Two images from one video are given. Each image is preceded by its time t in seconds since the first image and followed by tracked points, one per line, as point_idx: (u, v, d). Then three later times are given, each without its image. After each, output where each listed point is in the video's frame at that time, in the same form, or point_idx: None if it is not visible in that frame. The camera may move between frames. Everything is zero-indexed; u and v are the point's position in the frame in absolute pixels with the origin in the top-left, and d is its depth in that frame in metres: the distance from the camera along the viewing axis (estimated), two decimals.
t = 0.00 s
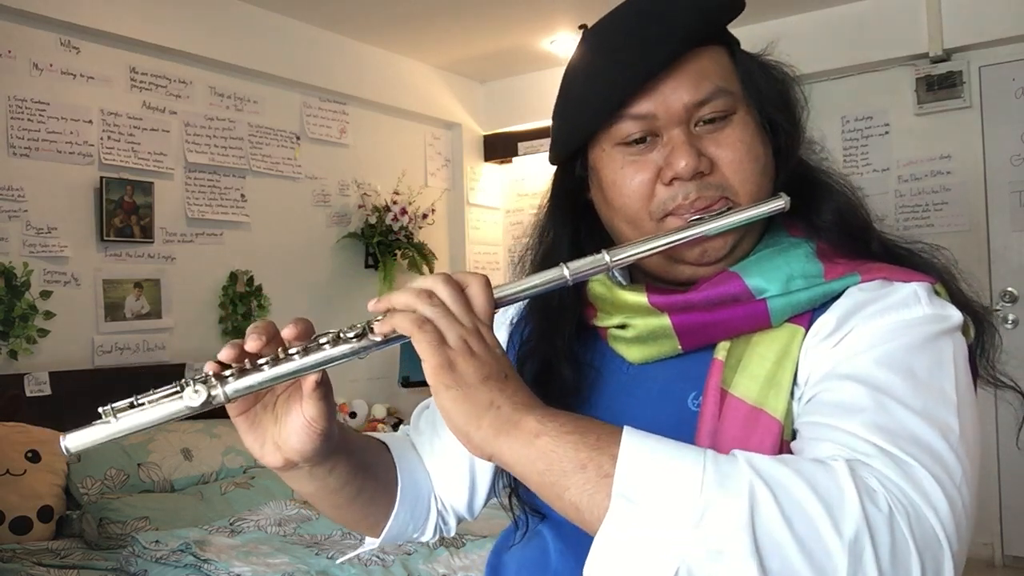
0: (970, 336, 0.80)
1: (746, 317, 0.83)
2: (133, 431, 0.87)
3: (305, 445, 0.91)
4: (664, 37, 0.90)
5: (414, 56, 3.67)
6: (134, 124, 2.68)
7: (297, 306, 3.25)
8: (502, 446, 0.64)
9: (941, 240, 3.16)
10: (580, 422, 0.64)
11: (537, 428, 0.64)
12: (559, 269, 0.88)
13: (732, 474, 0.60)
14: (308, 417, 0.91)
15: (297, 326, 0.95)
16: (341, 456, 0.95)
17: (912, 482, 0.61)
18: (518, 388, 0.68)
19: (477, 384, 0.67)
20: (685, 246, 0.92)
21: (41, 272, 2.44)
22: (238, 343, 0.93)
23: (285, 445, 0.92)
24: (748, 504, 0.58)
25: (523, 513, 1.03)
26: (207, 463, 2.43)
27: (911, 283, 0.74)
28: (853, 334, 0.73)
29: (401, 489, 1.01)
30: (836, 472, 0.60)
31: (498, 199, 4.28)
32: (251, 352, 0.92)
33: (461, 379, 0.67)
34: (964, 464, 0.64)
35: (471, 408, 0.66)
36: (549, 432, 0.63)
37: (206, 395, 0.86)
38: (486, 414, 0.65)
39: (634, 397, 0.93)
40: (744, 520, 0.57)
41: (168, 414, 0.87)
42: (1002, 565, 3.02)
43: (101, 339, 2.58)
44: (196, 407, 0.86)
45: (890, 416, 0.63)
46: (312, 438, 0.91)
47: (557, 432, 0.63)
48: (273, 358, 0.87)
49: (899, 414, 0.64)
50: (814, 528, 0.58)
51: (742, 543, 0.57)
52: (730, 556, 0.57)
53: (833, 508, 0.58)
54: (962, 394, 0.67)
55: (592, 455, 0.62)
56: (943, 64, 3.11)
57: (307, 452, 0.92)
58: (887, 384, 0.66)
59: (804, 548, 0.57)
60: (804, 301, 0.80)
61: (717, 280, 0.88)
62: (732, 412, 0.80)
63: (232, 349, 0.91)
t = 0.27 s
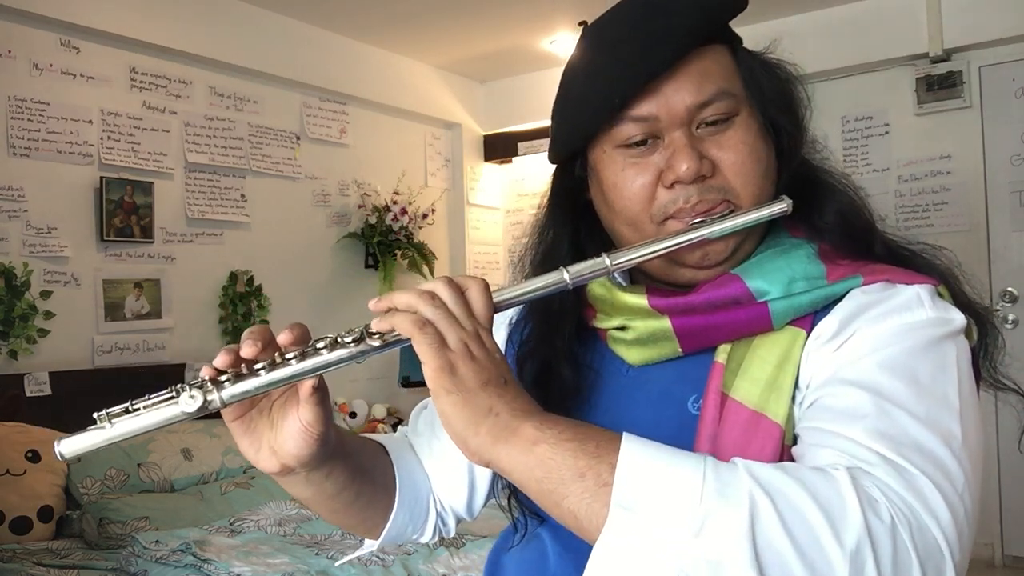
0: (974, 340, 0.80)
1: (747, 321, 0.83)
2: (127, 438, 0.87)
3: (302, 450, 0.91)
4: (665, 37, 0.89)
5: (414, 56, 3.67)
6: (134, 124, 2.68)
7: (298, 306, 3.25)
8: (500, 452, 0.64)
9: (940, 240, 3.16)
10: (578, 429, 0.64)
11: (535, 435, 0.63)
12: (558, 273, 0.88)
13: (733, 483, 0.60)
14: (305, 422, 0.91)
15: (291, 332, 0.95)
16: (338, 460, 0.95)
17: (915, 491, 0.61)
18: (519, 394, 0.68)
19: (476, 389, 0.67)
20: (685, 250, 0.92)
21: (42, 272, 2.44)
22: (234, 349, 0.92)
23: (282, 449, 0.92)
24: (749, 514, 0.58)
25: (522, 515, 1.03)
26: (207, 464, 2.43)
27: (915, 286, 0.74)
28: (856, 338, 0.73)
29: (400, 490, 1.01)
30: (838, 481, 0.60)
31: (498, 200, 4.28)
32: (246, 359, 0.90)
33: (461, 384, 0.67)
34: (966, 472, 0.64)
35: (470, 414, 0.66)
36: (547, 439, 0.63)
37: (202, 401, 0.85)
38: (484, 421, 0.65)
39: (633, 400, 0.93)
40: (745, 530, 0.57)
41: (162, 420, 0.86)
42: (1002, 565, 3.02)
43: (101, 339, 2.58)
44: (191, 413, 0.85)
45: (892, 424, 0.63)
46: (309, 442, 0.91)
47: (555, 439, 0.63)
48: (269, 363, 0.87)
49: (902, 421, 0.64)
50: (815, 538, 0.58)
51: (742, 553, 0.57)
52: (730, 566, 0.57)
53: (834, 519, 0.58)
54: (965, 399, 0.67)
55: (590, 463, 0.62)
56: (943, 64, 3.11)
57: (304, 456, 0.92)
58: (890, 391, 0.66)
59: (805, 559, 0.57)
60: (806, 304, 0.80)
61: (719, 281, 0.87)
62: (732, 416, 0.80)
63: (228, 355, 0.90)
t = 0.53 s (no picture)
0: (974, 341, 0.80)
1: (747, 323, 0.83)
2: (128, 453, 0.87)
3: (303, 461, 0.91)
4: (662, 42, 0.89)
5: (414, 56, 3.67)
6: (134, 124, 2.68)
7: (298, 306, 3.25)
8: (497, 465, 0.63)
9: (941, 240, 3.16)
10: (573, 440, 0.64)
11: (532, 448, 0.63)
12: (556, 281, 0.87)
13: (729, 493, 0.60)
14: (304, 433, 0.90)
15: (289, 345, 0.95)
16: (338, 468, 0.95)
17: (912, 499, 0.61)
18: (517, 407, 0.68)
19: (476, 401, 0.66)
20: (683, 256, 0.92)
21: (42, 272, 2.44)
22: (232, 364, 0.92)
23: (282, 460, 0.92)
24: (745, 524, 0.58)
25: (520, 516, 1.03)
26: (207, 463, 2.43)
27: (916, 287, 0.74)
28: (855, 341, 0.73)
29: (401, 491, 1.01)
30: (835, 489, 0.60)
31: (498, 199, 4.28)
32: (245, 372, 0.90)
33: (461, 395, 0.66)
34: (964, 477, 0.64)
35: (469, 425, 0.65)
36: (545, 451, 0.63)
37: (201, 415, 0.85)
38: (483, 433, 0.65)
39: (632, 402, 0.93)
40: (741, 540, 0.57)
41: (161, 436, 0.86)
42: (1002, 565, 3.02)
43: (101, 339, 2.58)
44: (190, 427, 0.85)
45: (890, 430, 0.63)
46: (309, 453, 0.91)
47: (553, 451, 0.63)
48: (268, 376, 0.87)
49: (900, 427, 0.63)
50: (812, 547, 0.58)
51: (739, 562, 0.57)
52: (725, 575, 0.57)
53: (831, 528, 0.58)
54: (965, 403, 0.67)
55: (587, 476, 0.62)
56: (943, 64, 3.11)
57: (304, 466, 0.91)
58: (888, 395, 0.66)
59: (802, 568, 0.57)
60: (805, 306, 0.80)
61: (718, 284, 0.87)
62: (732, 419, 0.81)
63: (226, 369, 0.90)
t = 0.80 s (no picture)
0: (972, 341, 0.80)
1: (744, 321, 0.83)
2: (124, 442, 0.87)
3: (298, 453, 0.91)
4: (658, 35, 0.89)
5: (414, 56, 3.67)
6: (134, 124, 2.68)
7: (297, 306, 3.25)
8: (492, 458, 0.63)
9: (941, 240, 3.16)
10: (565, 432, 0.64)
11: (526, 440, 0.63)
12: (552, 273, 0.87)
13: (722, 487, 0.60)
14: (300, 425, 0.90)
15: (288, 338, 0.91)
16: (335, 461, 0.94)
17: (905, 495, 0.60)
18: (512, 400, 0.67)
19: (470, 392, 0.66)
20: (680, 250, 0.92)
21: (42, 272, 2.44)
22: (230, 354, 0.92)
23: (278, 452, 0.91)
24: (736, 519, 0.58)
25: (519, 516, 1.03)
26: (207, 463, 2.43)
27: (913, 287, 0.74)
28: (851, 339, 0.73)
29: (398, 490, 1.01)
30: (827, 484, 0.60)
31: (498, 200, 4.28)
32: (243, 363, 0.91)
33: (456, 387, 0.66)
34: (960, 475, 0.64)
35: (463, 417, 0.64)
36: (538, 443, 0.62)
37: (196, 406, 0.85)
38: (477, 426, 0.64)
39: (630, 404, 0.93)
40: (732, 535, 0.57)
41: (157, 426, 0.86)
42: (1002, 565, 3.02)
43: (101, 339, 2.58)
44: (186, 418, 0.86)
45: (884, 426, 0.63)
46: (305, 445, 0.90)
47: (545, 443, 0.62)
48: (263, 368, 0.87)
49: (894, 423, 0.63)
50: (803, 542, 0.58)
51: (730, 558, 0.57)
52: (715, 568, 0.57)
53: (823, 523, 0.58)
54: (962, 401, 0.67)
55: (579, 468, 0.61)
56: (943, 64, 3.11)
57: (300, 459, 0.91)
58: (882, 392, 0.65)
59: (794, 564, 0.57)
60: (802, 304, 0.80)
61: (715, 282, 0.87)
62: (729, 419, 0.80)
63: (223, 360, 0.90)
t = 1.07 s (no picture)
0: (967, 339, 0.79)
1: (737, 316, 0.83)
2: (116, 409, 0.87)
3: (290, 431, 0.91)
4: (657, 27, 0.90)
5: (414, 56, 3.67)
6: (134, 124, 2.68)
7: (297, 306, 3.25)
8: (477, 436, 0.64)
9: (940, 240, 3.16)
10: (551, 414, 0.64)
11: (511, 419, 0.63)
12: (545, 259, 0.87)
13: (705, 470, 0.60)
14: (292, 402, 0.91)
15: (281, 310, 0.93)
16: (327, 442, 0.95)
17: (889, 484, 0.60)
18: (499, 380, 0.68)
19: (457, 370, 0.67)
20: (673, 241, 0.92)
21: (42, 272, 2.44)
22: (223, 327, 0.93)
23: (271, 429, 0.92)
24: (717, 503, 0.58)
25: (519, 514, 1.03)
26: (207, 463, 2.43)
27: (907, 283, 0.73)
28: (843, 333, 0.73)
29: (391, 477, 1.01)
30: (810, 471, 0.60)
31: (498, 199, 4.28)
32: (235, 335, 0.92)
33: (443, 366, 0.67)
34: (946, 468, 0.63)
35: (450, 395, 0.66)
36: (523, 423, 0.63)
37: (187, 375, 0.86)
38: (464, 403, 0.65)
39: (627, 402, 0.93)
40: (713, 519, 0.57)
41: (149, 394, 0.87)
42: (1002, 565, 3.02)
43: (101, 339, 2.58)
44: (177, 387, 0.86)
45: (870, 416, 0.63)
46: (297, 423, 0.91)
47: (530, 423, 0.63)
48: (255, 342, 0.88)
49: (880, 413, 0.63)
50: (783, 527, 0.58)
51: (709, 541, 0.57)
52: (695, 552, 0.57)
53: (804, 509, 0.58)
54: (952, 396, 0.67)
55: (563, 447, 0.62)
56: (943, 64, 3.11)
57: (292, 437, 0.92)
58: (870, 383, 0.65)
59: (774, 549, 0.57)
60: (795, 300, 0.79)
61: (709, 278, 0.88)
62: (721, 415, 0.80)
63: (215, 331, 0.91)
